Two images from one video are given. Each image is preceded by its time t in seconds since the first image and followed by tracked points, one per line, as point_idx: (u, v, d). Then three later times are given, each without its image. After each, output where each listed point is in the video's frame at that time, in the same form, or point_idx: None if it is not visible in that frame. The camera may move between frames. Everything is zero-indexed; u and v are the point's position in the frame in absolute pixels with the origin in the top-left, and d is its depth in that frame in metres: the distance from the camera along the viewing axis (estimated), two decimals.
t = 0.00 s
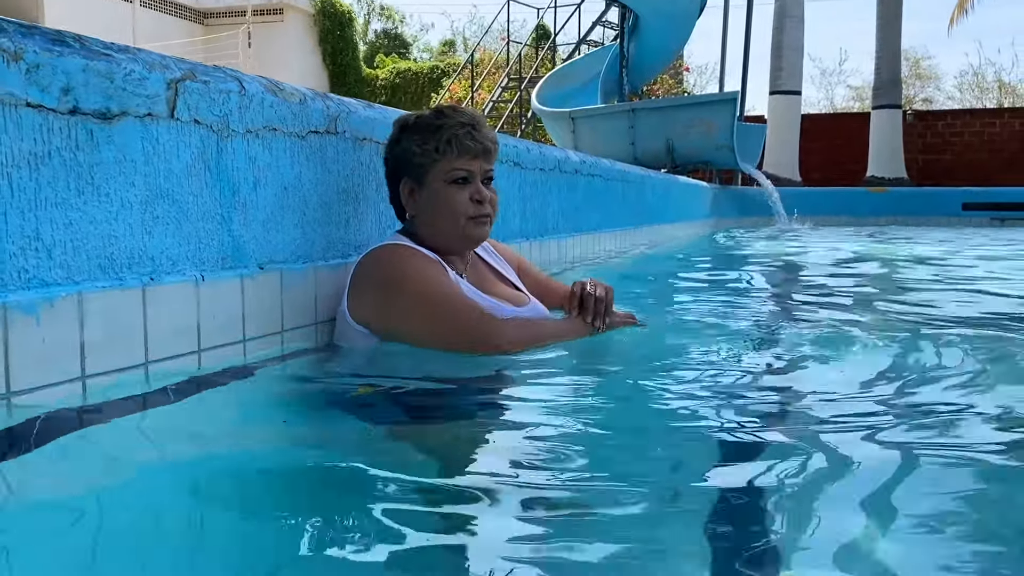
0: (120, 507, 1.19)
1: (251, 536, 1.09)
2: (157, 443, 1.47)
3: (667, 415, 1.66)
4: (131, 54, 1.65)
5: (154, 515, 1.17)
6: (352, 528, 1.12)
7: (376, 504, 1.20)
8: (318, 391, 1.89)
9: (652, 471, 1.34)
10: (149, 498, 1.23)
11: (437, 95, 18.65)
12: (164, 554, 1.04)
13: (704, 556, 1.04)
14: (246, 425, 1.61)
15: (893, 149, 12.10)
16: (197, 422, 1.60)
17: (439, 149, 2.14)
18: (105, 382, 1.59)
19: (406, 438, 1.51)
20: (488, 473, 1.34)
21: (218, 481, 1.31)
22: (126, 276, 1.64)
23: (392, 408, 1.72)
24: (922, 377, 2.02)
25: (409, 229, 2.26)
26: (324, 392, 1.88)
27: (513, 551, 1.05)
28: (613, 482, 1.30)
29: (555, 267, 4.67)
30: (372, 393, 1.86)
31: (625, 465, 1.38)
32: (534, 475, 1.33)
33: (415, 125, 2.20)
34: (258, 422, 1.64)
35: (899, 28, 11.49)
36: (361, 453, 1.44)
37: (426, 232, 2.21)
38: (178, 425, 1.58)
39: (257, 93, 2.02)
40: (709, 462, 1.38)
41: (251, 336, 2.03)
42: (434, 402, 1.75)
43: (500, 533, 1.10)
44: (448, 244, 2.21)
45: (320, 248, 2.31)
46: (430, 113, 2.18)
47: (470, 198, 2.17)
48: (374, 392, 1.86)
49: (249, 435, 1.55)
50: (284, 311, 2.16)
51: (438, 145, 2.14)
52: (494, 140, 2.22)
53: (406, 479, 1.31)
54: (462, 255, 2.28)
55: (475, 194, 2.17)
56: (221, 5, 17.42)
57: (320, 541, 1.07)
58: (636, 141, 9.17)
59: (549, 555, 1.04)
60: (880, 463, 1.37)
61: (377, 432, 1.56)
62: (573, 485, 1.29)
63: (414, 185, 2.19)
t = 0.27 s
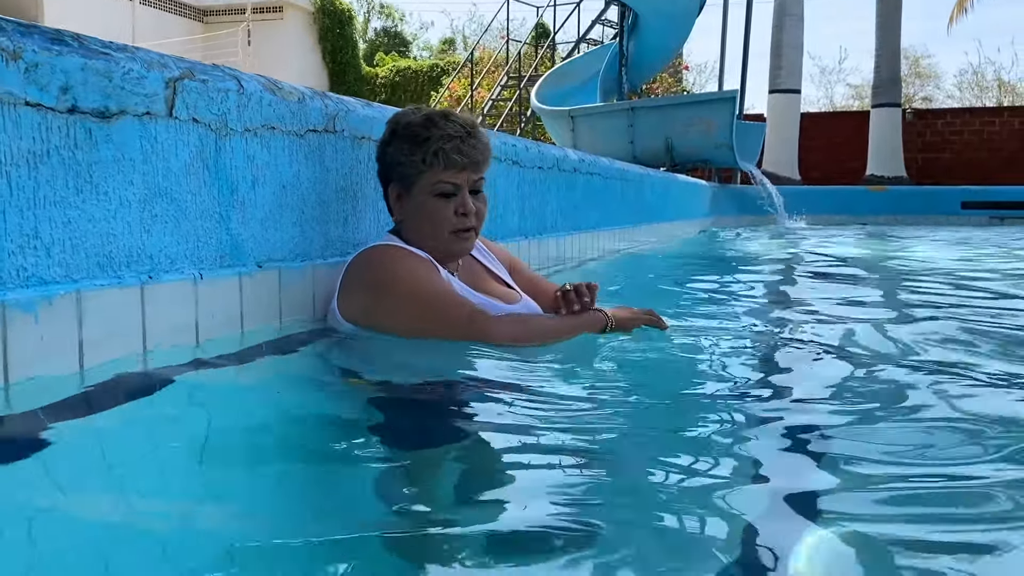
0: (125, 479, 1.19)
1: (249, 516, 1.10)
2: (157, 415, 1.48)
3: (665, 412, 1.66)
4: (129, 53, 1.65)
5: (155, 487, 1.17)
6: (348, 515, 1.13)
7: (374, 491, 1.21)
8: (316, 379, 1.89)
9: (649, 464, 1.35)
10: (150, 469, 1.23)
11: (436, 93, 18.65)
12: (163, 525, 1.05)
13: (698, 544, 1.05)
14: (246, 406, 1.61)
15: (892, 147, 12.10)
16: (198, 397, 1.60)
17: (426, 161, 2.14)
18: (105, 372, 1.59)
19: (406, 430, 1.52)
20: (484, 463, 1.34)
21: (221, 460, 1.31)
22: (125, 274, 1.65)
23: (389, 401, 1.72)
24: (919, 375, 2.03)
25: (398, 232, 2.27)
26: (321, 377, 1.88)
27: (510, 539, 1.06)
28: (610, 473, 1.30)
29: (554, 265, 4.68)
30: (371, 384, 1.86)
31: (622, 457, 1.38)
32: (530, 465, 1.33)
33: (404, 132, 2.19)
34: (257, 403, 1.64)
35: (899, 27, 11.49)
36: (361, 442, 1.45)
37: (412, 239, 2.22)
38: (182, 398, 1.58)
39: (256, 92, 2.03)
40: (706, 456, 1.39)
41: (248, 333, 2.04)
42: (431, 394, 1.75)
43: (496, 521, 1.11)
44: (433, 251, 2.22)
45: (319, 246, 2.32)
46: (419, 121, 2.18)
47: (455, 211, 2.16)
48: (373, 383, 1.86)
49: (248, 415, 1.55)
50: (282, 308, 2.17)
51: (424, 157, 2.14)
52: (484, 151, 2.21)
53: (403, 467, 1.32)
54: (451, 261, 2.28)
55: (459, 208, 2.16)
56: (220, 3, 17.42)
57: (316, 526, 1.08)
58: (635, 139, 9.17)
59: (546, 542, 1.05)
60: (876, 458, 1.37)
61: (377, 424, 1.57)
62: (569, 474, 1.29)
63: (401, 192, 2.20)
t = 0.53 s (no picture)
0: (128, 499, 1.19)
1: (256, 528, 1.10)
2: (162, 431, 1.47)
3: (669, 412, 1.66)
4: (134, 51, 1.65)
5: (161, 507, 1.17)
6: (354, 519, 1.13)
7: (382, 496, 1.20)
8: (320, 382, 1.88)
9: (654, 465, 1.35)
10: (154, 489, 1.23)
11: (436, 92, 18.65)
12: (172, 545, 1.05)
13: (707, 546, 1.04)
14: (249, 417, 1.61)
15: (893, 147, 12.09)
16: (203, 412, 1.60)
17: (441, 145, 2.14)
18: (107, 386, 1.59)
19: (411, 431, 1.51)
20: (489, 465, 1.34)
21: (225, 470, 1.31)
22: (128, 273, 1.65)
23: (391, 403, 1.71)
24: (923, 374, 2.02)
25: (409, 226, 2.26)
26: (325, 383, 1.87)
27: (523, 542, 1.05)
28: (616, 475, 1.30)
29: (555, 265, 4.68)
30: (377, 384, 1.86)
31: (627, 459, 1.38)
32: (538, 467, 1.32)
33: (417, 123, 2.21)
34: (262, 412, 1.64)
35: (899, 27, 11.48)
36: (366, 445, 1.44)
37: (426, 228, 2.21)
38: (185, 414, 1.57)
39: (259, 91, 2.02)
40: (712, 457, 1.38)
41: (252, 333, 2.03)
42: (434, 397, 1.75)
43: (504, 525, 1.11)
44: (446, 240, 2.22)
45: (322, 244, 2.31)
46: (431, 111, 2.20)
47: (470, 194, 2.17)
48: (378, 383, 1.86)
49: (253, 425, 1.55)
50: (285, 307, 2.16)
51: (439, 141, 2.15)
52: (494, 140, 2.24)
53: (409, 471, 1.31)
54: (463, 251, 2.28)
55: (474, 190, 2.16)
56: (220, 1, 17.42)
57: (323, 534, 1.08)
58: (636, 139, 9.17)
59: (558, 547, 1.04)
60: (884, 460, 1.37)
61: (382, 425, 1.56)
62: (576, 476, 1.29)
63: (415, 181, 2.20)
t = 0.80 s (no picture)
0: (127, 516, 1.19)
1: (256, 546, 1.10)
2: (162, 450, 1.47)
3: (673, 416, 1.66)
4: (136, 49, 1.64)
5: (160, 524, 1.17)
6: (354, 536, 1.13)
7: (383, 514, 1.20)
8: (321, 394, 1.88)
9: (657, 472, 1.35)
10: (155, 509, 1.22)
11: (437, 91, 18.64)
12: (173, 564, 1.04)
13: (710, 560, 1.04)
14: (250, 433, 1.60)
15: (893, 147, 12.09)
16: (203, 430, 1.59)
17: (455, 137, 2.15)
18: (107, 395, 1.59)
19: (415, 441, 1.51)
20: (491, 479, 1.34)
21: (225, 488, 1.31)
22: (131, 271, 1.64)
23: (394, 409, 1.71)
24: (925, 375, 2.02)
25: (421, 223, 2.25)
26: (327, 396, 1.87)
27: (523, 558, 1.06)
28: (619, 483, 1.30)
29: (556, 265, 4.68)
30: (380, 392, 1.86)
31: (630, 465, 1.38)
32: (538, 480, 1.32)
33: (434, 120, 2.22)
34: (263, 427, 1.64)
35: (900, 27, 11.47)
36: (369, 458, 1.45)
37: (438, 225, 2.20)
38: (185, 432, 1.57)
39: (262, 89, 2.02)
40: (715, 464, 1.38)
41: (255, 332, 2.03)
42: (436, 404, 1.75)
43: (504, 542, 1.11)
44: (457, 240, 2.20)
45: (324, 244, 2.31)
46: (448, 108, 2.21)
47: (483, 186, 2.15)
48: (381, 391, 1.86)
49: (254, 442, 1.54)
50: (288, 308, 2.16)
51: (453, 133, 2.15)
52: (510, 139, 2.24)
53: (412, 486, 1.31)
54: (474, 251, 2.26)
55: (487, 183, 2.14)
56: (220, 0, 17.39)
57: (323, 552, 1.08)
58: (636, 138, 9.17)
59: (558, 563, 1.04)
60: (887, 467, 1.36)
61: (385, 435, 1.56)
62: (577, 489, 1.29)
63: (429, 175, 2.19)
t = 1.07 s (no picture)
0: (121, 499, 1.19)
1: (252, 535, 1.09)
2: (159, 437, 1.46)
3: (669, 415, 1.66)
4: (131, 51, 1.64)
5: (152, 508, 1.16)
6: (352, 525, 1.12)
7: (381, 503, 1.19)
8: (320, 388, 1.87)
9: (654, 466, 1.35)
10: (151, 494, 1.21)
11: (435, 92, 18.64)
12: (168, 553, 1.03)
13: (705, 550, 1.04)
14: (247, 421, 1.60)
15: (892, 147, 12.09)
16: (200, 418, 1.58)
17: (462, 144, 2.13)
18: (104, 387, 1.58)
19: (413, 435, 1.51)
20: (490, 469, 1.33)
21: (219, 474, 1.31)
22: (126, 273, 1.64)
23: (391, 406, 1.70)
24: (923, 375, 2.02)
25: (427, 226, 2.25)
26: (326, 389, 1.86)
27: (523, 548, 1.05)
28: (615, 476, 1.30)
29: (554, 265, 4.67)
30: (377, 390, 1.85)
31: (626, 460, 1.38)
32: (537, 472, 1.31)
33: (438, 123, 2.20)
34: (261, 417, 1.62)
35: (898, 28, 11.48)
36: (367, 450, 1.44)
37: (443, 228, 2.20)
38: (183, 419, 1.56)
39: (258, 90, 2.01)
40: (712, 459, 1.38)
41: (250, 333, 2.03)
42: (435, 401, 1.74)
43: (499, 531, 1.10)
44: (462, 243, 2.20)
45: (320, 245, 2.31)
46: (453, 111, 2.19)
47: (491, 194, 2.14)
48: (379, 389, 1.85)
49: (252, 430, 1.53)
50: (283, 308, 2.16)
51: (460, 139, 2.14)
52: (514, 141, 2.22)
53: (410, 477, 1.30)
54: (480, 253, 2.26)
55: (496, 191, 2.14)
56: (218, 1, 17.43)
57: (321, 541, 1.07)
58: (635, 139, 9.17)
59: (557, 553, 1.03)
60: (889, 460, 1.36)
61: (383, 428, 1.56)
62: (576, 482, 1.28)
63: (435, 181, 2.18)
